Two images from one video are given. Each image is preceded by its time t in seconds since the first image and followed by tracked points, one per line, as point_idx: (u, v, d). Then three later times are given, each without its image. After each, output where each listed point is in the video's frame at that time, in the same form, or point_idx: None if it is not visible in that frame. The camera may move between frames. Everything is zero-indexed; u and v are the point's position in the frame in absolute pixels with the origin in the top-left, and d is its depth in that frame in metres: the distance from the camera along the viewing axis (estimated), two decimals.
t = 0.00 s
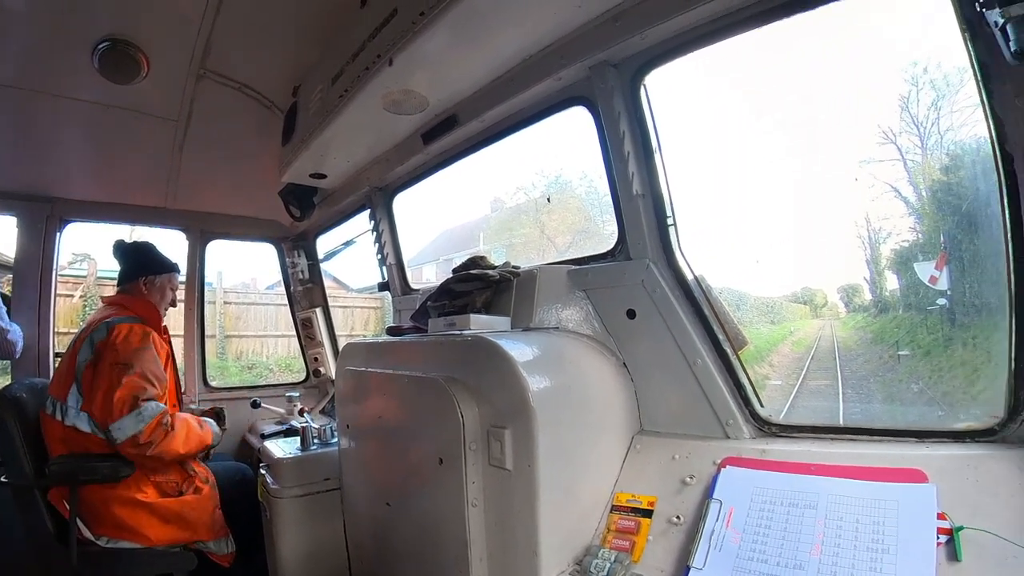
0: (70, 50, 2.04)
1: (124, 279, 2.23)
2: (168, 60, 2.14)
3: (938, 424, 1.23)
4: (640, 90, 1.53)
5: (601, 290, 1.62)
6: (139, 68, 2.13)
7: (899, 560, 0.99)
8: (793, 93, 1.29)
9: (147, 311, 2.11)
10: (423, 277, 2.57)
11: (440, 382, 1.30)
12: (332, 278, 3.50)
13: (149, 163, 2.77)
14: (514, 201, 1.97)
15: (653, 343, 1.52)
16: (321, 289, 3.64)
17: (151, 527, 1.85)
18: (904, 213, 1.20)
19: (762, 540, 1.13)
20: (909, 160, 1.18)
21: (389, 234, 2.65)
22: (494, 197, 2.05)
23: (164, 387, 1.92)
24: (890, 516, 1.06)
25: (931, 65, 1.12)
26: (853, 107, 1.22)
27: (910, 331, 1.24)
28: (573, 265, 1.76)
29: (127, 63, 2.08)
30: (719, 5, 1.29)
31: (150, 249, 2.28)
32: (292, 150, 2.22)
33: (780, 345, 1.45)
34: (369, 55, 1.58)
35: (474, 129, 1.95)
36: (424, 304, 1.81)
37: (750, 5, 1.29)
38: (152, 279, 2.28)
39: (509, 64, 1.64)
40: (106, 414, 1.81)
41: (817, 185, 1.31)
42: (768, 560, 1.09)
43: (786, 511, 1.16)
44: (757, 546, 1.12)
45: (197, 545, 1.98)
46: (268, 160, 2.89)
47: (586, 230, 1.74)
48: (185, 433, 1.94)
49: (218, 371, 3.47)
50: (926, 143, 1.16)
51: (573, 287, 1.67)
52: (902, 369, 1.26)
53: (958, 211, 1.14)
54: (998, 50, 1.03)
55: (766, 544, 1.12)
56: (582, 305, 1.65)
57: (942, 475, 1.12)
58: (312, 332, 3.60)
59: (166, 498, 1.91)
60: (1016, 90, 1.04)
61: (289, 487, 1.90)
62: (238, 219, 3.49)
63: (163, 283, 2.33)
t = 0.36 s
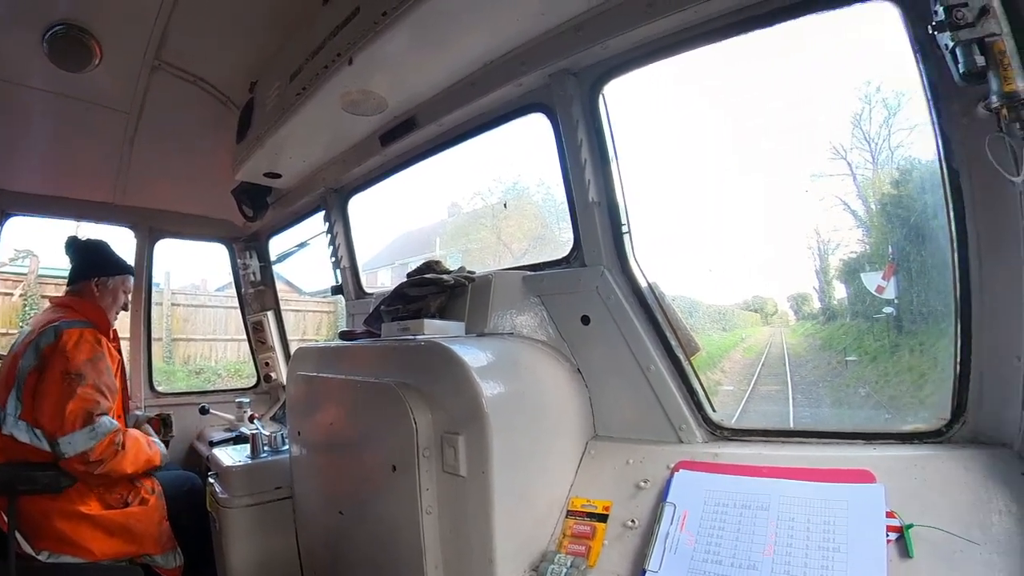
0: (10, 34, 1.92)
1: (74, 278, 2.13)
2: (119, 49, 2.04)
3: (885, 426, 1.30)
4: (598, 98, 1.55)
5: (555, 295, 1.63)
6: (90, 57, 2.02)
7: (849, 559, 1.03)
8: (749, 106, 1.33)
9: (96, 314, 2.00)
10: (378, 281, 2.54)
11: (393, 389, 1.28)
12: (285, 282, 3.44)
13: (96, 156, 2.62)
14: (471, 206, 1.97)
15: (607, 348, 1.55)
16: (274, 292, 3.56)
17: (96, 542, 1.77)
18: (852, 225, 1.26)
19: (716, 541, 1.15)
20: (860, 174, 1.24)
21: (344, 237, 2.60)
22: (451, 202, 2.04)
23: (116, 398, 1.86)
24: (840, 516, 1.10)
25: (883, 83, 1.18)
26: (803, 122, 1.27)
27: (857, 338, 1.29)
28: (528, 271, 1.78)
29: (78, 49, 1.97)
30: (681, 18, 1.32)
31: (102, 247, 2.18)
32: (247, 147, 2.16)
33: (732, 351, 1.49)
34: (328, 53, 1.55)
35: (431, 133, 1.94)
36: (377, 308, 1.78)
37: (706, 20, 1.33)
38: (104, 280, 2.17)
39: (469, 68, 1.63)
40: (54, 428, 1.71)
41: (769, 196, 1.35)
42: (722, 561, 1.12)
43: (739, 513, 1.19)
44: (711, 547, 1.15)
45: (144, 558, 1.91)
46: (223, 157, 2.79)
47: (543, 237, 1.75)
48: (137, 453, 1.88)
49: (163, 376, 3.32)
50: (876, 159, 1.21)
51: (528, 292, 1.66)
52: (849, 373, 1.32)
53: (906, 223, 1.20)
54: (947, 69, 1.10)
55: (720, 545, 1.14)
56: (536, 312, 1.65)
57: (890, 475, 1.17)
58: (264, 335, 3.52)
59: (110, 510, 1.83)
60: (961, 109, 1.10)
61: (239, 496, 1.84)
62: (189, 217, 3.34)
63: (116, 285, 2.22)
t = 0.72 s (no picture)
0: None
1: (8, 277, 2.02)
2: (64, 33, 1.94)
3: (825, 429, 1.37)
4: (554, 108, 1.57)
5: (505, 303, 1.64)
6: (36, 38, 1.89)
7: (795, 555, 1.06)
8: (700, 123, 1.38)
9: (31, 317, 1.86)
10: (324, 286, 2.49)
11: (342, 396, 1.25)
12: (229, 285, 3.30)
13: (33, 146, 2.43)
14: (423, 213, 1.95)
15: (555, 356, 1.57)
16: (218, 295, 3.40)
17: (28, 559, 1.68)
18: (796, 239, 1.32)
19: (667, 542, 1.17)
20: (802, 191, 1.29)
21: (292, 240, 2.54)
22: (402, 207, 2.02)
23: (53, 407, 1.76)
24: (784, 516, 1.14)
25: (829, 105, 1.24)
26: (750, 140, 1.33)
27: (801, 347, 1.36)
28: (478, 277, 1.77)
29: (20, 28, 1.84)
30: (638, 34, 1.36)
31: (41, 244, 2.06)
32: (195, 142, 2.08)
33: (677, 360, 1.53)
34: (284, 50, 1.52)
35: (386, 137, 1.93)
36: (326, 314, 1.76)
37: (662, 37, 1.37)
38: (40, 279, 2.04)
39: (426, 73, 1.63)
40: None
41: (716, 208, 1.40)
42: (673, 563, 1.13)
43: (688, 515, 1.21)
44: (662, 548, 1.17)
45: None
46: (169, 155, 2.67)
47: (493, 245, 1.76)
48: (77, 474, 1.76)
49: (99, 382, 3.16)
50: (821, 176, 1.27)
51: (478, 299, 1.66)
52: (793, 380, 1.38)
53: (848, 237, 1.27)
54: (898, 89, 1.17)
55: (670, 547, 1.16)
56: (487, 318, 1.64)
57: (830, 476, 1.25)
58: (207, 340, 3.39)
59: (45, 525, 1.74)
60: (910, 127, 1.17)
61: (182, 508, 1.77)
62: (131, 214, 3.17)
63: (53, 286, 2.09)
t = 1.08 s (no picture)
0: None
1: None
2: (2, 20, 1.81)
3: (762, 435, 1.44)
4: (504, 119, 1.60)
5: (448, 311, 1.64)
6: None
7: (733, 556, 1.10)
8: (646, 139, 1.43)
9: None
10: (265, 289, 2.44)
11: (282, 402, 1.23)
12: (168, 287, 3.18)
13: None
14: (368, 217, 1.94)
15: (496, 363, 1.59)
16: (156, 296, 3.24)
17: None
18: (737, 252, 1.38)
19: (609, 547, 1.20)
20: (745, 207, 1.35)
21: (235, 241, 2.47)
22: (348, 211, 2.00)
23: None
24: (722, 519, 1.18)
25: (774, 124, 1.32)
26: (695, 156, 1.38)
27: (741, 357, 1.42)
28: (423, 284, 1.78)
29: None
30: (588, 51, 1.40)
31: None
32: (138, 135, 2.00)
33: (621, 369, 1.56)
34: (236, 46, 1.49)
35: (333, 139, 1.91)
36: (266, 319, 1.66)
37: (613, 55, 1.42)
38: None
39: (377, 79, 1.63)
40: None
41: (660, 221, 1.44)
42: (615, 567, 1.15)
43: (629, 520, 1.24)
44: (604, 554, 1.19)
45: None
46: (110, 149, 2.56)
47: (439, 251, 1.77)
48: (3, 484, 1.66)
49: (25, 386, 2.96)
50: (763, 193, 1.33)
51: (422, 306, 1.65)
52: (733, 389, 1.44)
53: (785, 251, 1.34)
54: (832, 115, 1.27)
55: (613, 551, 1.18)
56: (430, 326, 1.64)
57: (767, 479, 1.32)
58: (142, 343, 3.20)
59: None
60: (843, 150, 1.27)
61: (115, 520, 1.70)
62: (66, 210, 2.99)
63: None
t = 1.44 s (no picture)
0: None
1: None
2: None
3: (705, 440, 1.49)
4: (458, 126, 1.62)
5: (397, 316, 1.64)
6: None
7: (678, 558, 1.15)
8: (600, 150, 1.46)
9: None
10: (211, 290, 2.37)
11: (226, 407, 1.21)
12: (110, 285, 3.04)
13: None
14: (319, 217, 1.92)
15: (443, 368, 1.60)
16: (98, 294, 3.08)
17: None
18: (688, 263, 1.42)
19: (557, 551, 1.22)
20: (697, 219, 1.40)
21: (181, 239, 2.40)
22: (299, 211, 1.98)
23: None
24: (665, 522, 1.23)
25: (726, 140, 1.37)
26: (650, 168, 1.42)
27: (688, 365, 1.46)
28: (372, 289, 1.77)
29: None
30: (545, 63, 1.44)
31: None
32: (84, 126, 1.92)
33: (572, 376, 1.59)
34: (191, 39, 1.45)
35: (286, 139, 1.88)
36: (211, 319, 1.65)
37: (570, 68, 1.46)
38: None
39: (336, 79, 1.62)
40: None
41: (613, 231, 1.48)
42: (563, 571, 1.18)
43: (576, 525, 1.27)
44: (552, 559, 1.21)
45: None
46: (54, 138, 2.44)
47: (390, 254, 1.77)
48: None
49: None
50: (713, 207, 1.39)
51: (371, 311, 1.65)
52: (681, 396, 1.49)
53: (730, 264, 1.40)
54: (778, 134, 1.33)
55: (560, 556, 1.21)
56: (379, 331, 1.64)
57: (711, 481, 1.36)
58: (82, 344, 3.07)
59: None
60: (786, 169, 1.34)
61: (52, 529, 1.65)
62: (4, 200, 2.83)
63: None
